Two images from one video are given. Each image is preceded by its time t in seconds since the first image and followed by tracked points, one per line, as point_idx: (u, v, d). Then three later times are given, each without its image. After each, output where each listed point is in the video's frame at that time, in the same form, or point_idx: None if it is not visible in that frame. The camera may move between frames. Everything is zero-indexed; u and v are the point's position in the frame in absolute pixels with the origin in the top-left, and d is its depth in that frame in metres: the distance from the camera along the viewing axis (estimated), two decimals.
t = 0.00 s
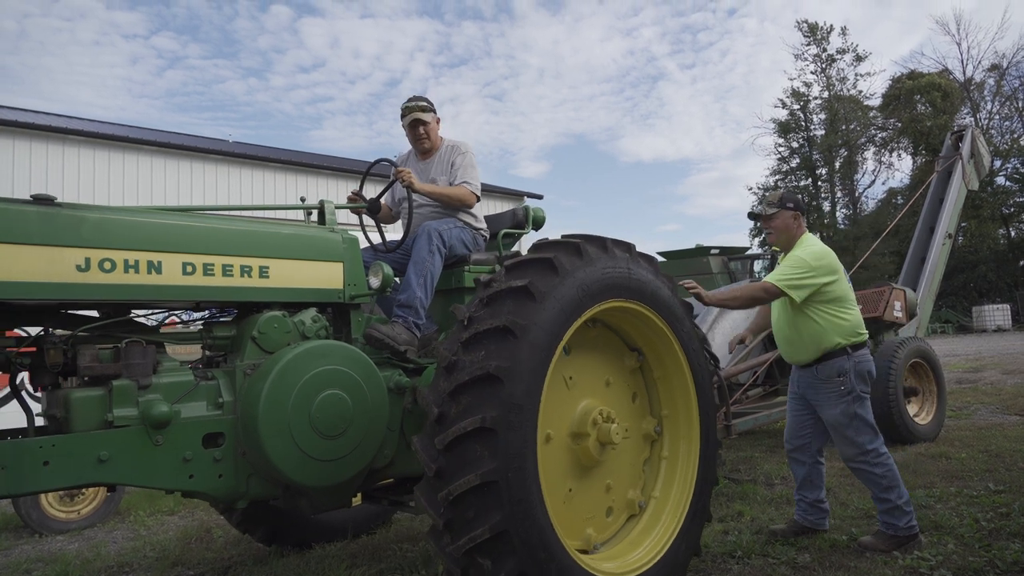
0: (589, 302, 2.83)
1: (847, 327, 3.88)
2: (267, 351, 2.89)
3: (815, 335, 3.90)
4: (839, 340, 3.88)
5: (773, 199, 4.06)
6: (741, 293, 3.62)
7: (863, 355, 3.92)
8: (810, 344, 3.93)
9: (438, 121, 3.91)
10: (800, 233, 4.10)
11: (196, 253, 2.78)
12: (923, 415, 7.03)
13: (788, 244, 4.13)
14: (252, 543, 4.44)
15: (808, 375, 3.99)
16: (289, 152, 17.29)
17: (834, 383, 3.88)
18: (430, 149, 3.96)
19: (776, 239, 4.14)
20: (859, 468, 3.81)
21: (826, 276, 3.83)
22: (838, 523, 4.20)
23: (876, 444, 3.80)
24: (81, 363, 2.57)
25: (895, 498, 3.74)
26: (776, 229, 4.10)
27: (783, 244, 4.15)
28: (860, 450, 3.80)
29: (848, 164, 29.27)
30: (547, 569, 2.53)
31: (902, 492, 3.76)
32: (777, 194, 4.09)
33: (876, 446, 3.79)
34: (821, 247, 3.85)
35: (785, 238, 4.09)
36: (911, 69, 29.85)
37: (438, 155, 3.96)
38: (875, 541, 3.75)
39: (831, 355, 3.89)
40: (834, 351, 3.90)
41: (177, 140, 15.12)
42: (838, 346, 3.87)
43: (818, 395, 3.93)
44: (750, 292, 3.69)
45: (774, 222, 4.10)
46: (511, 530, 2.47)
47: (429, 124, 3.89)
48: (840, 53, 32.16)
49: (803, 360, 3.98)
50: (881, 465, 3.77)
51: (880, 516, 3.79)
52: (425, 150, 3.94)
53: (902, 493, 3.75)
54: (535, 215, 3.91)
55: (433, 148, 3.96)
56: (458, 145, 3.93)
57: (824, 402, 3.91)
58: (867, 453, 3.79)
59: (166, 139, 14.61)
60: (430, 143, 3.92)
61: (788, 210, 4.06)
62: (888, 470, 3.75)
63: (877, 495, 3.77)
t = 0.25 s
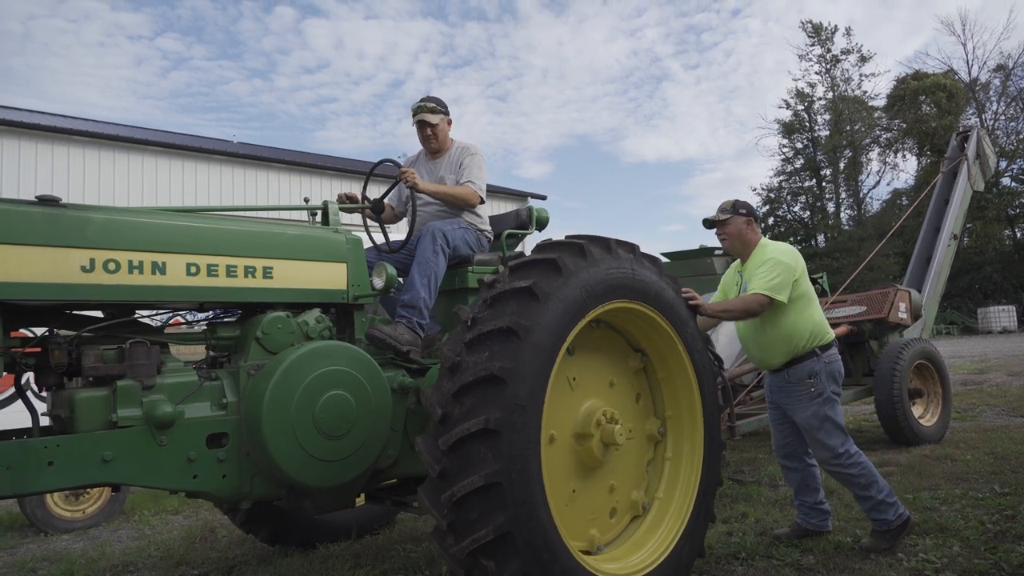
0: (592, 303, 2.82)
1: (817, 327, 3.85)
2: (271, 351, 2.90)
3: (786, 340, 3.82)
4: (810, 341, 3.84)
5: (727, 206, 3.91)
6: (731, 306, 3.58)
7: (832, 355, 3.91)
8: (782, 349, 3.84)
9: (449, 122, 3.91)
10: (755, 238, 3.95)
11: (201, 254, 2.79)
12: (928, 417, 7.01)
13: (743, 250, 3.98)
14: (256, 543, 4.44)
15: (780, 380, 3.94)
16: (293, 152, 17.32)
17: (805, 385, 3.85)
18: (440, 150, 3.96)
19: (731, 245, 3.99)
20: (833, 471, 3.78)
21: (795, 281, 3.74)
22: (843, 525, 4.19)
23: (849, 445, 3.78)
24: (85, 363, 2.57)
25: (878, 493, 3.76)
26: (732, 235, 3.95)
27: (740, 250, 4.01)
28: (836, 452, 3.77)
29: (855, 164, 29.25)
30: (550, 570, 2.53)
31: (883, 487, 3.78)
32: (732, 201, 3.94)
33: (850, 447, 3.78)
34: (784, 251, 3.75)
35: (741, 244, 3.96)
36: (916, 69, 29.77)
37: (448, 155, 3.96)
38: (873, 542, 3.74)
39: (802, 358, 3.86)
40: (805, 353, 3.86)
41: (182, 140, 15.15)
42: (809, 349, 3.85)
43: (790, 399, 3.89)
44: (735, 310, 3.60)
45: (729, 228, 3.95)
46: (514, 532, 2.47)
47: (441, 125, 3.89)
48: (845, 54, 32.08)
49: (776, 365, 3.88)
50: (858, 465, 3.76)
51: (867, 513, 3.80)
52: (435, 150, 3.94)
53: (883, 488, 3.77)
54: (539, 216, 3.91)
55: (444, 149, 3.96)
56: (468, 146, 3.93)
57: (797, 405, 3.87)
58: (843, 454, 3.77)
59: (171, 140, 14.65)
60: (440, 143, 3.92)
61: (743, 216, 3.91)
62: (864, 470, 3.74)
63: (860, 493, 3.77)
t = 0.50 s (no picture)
0: (597, 301, 2.82)
1: (798, 326, 3.83)
2: (276, 349, 2.90)
3: (771, 341, 3.78)
4: (792, 341, 3.81)
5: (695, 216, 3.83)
6: (735, 309, 3.57)
7: (814, 354, 3.90)
8: (768, 351, 3.79)
9: (454, 121, 3.91)
10: (724, 244, 3.90)
11: (207, 253, 2.80)
12: (935, 416, 6.99)
13: (714, 257, 3.92)
14: (262, 540, 4.46)
15: (763, 380, 3.90)
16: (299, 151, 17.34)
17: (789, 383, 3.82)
18: (445, 149, 3.96)
19: (700, 252, 3.93)
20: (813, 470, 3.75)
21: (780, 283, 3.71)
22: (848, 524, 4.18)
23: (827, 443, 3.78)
24: (92, 362, 2.58)
25: (855, 489, 3.77)
26: (702, 243, 3.88)
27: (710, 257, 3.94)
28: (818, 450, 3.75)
29: (861, 163, 29.15)
30: (554, 569, 2.53)
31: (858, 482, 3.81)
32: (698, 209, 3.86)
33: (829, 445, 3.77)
34: (761, 256, 3.72)
35: (712, 251, 3.89)
36: (924, 67, 29.64)
37: (453, 154, 3.96)
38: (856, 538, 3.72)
39: (787, 356, 3.82)
40: (789, 352, 3.83)
41: (188, 139, 15.19)
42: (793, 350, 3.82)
43: (773, 399, 3.85)
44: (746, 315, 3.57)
45: (698, 235, 3.88)
46: (519, 530, 2.47)
47: (446, 124, 3.90)
48: (852, 52, 31.96)
49: (761, 367, 3.82)
50: (838, 462, 3.75)
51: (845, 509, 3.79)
52: (439, 149, 3.94)
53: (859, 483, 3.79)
54: (544, 214, 3.88)
55: (449, 148, 3.97)
56: (473, 144, 3.93)
57: (781, 404, 3.82)
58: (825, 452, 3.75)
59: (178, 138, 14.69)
60: (445, 142, 3.92)
61: (710, 223, 3.85)
62: (842, 468, 3.73)
63: (839, 490, 3.76)
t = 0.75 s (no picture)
0: (605, 303, 2.83)
1: (789, 333, 3.83)
2: (285, 350, 2.92)
3: (765, 348, 3.80)
4: (785, 348, 3.82)
5: (678, 229, 3.84)
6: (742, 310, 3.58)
7: (807, 363, 3.89)
8: (760, 358, 3.80)
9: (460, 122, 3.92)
10: (711, 253, 3.89)
11: (216, 254, 2.81)
12: (942, 418, 6.97)
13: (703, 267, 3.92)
14: (268, 541, 4.47)
15: (756, 387, 3.89)
16: (305, 152, 17.39)
17: (780, 389, 3.81)
18: (450, 150, 3.96)
19: (689, 264, 3.92)
20: (788, 478, 3.71)
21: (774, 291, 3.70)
22: (855, 526, 4.17)
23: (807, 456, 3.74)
24: (103, 362, 2.60)
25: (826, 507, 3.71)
26: (690, 254, 3.87)
27: (699, 268, 3.94)
28: (797, 460, 3.72)
29: (866, 164, 28.90)
30: (561, 569, 2.53)
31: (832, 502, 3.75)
32: (682, 222, 3.86)
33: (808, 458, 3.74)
34: (750, 264, 3.70)
35: (700, 260, 3.88)
36: (930, 68, 29.56)
37: (458, 156, 3.96)
38: (818, 553, 3.66)
39: (780, 363, 3.81)
40: (783, 359, 3.82)
41: (195, 140, 15.24)
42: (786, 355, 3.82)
43: (763, 404, 3.84)
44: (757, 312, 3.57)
45: (686, 246, 3.87)
46: (526, 530, 2.48)
47: (451, 126, 3.91)
48: (858, 52, 31.88)
49: (754, 374, 3.83)
50: (813, 476, 3.71)
51: (812, 524, 3.74)
52: (444, 151, 3.94)
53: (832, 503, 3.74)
54: (551, 216, 3.91)
55: (455, 150, 3.97)
56: (479, 146, 3.94)
57: (770, 408, 3.81)
58: (802, 464, 3.71)
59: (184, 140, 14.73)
60: (449, 144, 3.92)
61: (695, 234, 3.85)
62: (817, 479, 3.69)
63: (808, 504, 3.71)
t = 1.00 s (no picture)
0: (606, 302, 2.82)
1: (792, 334, 3.81)
2: (286, 349, 2.91)
3: (766, 348, 3.79)
4: (787, 349, 3.81)
5: (687, 224, 3.83)
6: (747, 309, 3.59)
7: (808, 364, 3.89)
8: (760, 359, 3.81)
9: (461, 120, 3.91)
10: (718, 252, 3.88)
11: (217, 253, 2.81)
12: (946, 418, 6.95)
13: (708, 265, 3.91)
14: (272, 540, 4.47)
15: (757, 386, 3.90)
16: (309, 152, 17.40)
17: (780, 388, 3.80)
18: (451, 149, 3.95)
19: (695, 261, 3.92)
20: (779, 477, 3.69)
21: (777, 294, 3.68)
22: (859, 526, 4.16)
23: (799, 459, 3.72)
24: (104, 361, 2.59)
25: (809, 513, 3.68)
26: (696, 252, 3.85)
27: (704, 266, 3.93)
28: (788, 461, 3.70)
29: (870, 163, 28.90)
30: (564, 570, 2.53)
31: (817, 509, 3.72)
32: (691, 218, 3.85)
33: (799, 461, 3.72)
34: (756, 266, 3.67)
35: (706, 258, 3.87)
36: (935, 66, 29.48)
37: (459, 154, 3.95)
38: (798, 557, 3.63)
39: (782, 363, 3.80)
40: (783, 359, 3.82)
41: (199, 140, 15.26)
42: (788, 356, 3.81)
43: (763, 402, 3.84)
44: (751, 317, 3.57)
45: (692, 245, 3.85)
46: (529, 532, 2.47)
47: (452, 123, 3.90)
48: (862, 51, 31.81)
49: (756, 374, 3.83)
50: (801, 480, 3.69)
51: (794, 527, 3.72)
52: (445, 149, 3.93)
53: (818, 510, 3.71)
54: (554, 215, 3.89)
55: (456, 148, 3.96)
56: (479, 144, 3.93)
57: (769, 407, 3.80)
58: (793, 466, 3.70)
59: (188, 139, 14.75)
60: (450, 142, 3.91)
61: (703, 231, 3.83)
62: (804, 484, 3.67)
63: (793, 508, 3.69)
